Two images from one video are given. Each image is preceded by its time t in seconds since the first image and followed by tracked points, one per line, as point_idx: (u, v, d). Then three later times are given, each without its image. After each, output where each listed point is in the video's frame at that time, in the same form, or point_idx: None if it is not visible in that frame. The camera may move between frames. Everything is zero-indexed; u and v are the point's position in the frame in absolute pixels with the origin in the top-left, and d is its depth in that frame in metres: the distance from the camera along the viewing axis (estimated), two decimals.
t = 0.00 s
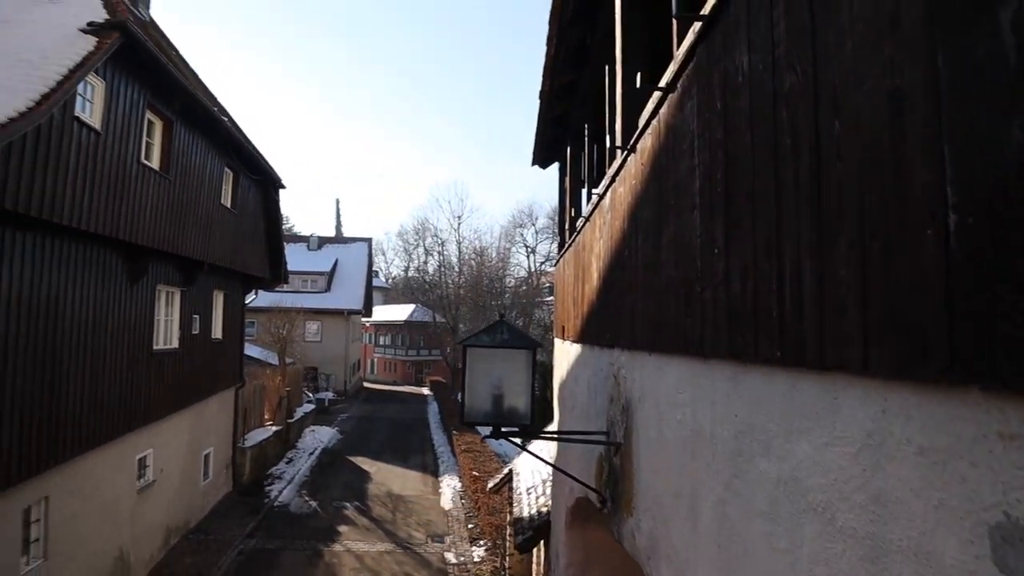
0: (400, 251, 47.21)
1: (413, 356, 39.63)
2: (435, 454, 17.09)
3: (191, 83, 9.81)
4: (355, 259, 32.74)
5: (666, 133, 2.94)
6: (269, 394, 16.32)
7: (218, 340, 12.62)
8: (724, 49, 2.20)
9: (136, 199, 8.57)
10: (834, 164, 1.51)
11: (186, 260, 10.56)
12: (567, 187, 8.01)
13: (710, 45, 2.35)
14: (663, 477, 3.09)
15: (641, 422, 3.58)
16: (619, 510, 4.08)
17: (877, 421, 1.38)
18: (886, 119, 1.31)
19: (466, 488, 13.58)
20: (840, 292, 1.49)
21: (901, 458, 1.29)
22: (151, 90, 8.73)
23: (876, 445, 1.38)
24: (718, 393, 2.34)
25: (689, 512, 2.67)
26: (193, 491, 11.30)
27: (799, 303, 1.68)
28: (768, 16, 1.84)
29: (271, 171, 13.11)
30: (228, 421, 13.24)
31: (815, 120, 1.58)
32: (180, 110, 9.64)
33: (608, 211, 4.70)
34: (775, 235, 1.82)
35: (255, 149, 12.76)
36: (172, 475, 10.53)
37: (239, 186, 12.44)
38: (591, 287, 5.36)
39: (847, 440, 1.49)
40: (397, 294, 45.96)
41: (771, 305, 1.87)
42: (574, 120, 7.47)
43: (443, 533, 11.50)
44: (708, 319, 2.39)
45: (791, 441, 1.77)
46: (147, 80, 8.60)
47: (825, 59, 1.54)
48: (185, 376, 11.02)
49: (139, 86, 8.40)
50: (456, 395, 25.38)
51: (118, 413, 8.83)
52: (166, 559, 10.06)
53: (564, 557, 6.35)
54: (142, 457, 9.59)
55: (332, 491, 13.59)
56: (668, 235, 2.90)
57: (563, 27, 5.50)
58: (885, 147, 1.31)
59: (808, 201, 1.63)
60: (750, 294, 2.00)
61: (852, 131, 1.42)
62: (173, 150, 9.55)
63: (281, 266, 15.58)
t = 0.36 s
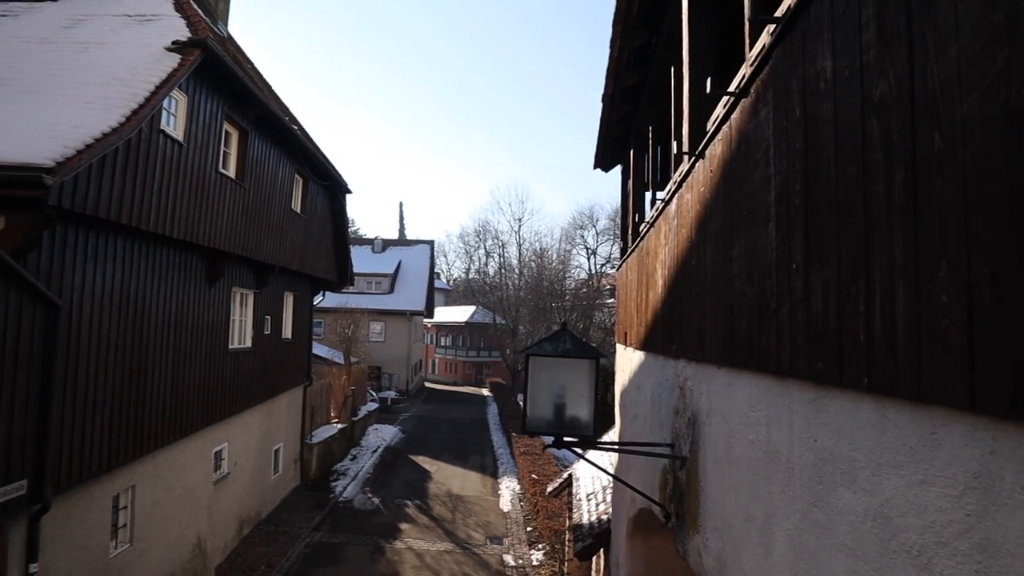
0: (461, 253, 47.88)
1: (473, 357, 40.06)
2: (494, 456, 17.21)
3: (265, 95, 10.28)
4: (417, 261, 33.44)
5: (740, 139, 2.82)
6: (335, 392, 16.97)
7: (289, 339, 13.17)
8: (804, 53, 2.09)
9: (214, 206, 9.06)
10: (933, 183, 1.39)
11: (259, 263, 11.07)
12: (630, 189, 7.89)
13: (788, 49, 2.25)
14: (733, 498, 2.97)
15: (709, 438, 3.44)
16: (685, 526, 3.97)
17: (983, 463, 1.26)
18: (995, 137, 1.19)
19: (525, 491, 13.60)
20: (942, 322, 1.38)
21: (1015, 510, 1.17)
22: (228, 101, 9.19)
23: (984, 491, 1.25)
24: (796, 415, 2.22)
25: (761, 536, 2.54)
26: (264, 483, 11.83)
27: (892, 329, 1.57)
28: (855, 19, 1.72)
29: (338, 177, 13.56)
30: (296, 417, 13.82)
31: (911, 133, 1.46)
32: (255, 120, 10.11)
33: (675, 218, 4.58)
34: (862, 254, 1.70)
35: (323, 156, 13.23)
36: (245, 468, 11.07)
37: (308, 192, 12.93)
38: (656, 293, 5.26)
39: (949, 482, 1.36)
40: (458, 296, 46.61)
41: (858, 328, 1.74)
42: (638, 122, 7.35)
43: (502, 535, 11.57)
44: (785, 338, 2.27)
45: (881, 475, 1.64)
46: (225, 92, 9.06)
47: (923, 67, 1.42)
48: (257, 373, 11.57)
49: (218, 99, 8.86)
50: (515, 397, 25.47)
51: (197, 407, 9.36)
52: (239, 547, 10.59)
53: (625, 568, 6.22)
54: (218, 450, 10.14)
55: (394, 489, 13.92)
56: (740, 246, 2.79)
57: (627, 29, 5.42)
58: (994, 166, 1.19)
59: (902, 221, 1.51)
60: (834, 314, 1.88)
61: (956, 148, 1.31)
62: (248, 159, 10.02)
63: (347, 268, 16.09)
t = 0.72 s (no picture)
0: (496, 254, 48.05)
1: (509, 358, 40.17)
2: (531, 457, 17.20)
3: (305, 101, 10.50)
4: (453, 262, 33.71)
5: (787, 139, 2.76)
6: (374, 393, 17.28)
7: (329, 341, 13.44)
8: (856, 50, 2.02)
9: (257, 211, 9.30)
10: (1001, 184, 1.33)
11: (301, 266, 11.32)
12: (669, 190, 7.78)
13: (838, 46, 2.18)
14: (780, 506, 2.89)
15: (754, 444, 3.37)
16: (729, 533, 3.89)
17: None
18: None
19: (563, 493, 13.55)
20: (1011, 329, 1.31)
21: None
22: (270, 109, 9.43)
23: None
24: (849, 423, 2.14)
25: (811, 547, 2.47)
26: (305, 482, 12.10)
27: (955, 336, 1.50)
28: (912, 13, 1.65)
29: (376, 181, 13.77)
30: (337, 417, 14.10)
31: (976, 132, 1.39)
32: (296, 127, 10.35)
33: (716, 219, 4.50)
34: (922, 257, 1.63)
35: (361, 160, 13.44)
36: (288, 466, 11.35)
37: (347, 196, 13.16)
38: (697, 295, 5.17)
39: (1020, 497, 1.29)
40: (493, 297, 46.80)
41: (918, 334, 1.67)
42: (677, 121, 7.24)
43: (540, 537, 11.56)
44: (836, 343, 2.20)
45: (943, 489, 1.57)
46: (267, 101, 9.29)
47: (989, 63, 1.35)
48: (299, 374, 11.84)
49: (260, 107, 9.10)
50: (551, 399, 25.42)
51: (242, 407, 9.63)
52: (282, 544, 10.85)
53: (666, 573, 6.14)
54: (262, 448, 10.42)
55: (432, 489, 14.06)
56: (787, 248, 2.72)
57: (666, 28, 5.35)
58: None
59: (965, 223, 1.44)
60: (890, 320, 1.81)
61: None
62: (289, 165, 10.26)
63: (385, 271, 16.32)
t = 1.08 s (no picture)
0: (546, 256, 48.01)
1: (560, 359, 40.04)
2: (583, 460, 17.07)
3: (359, 108, 10.77)
4: (503, 264, 33.87)
5: (852, 134, 2.63)
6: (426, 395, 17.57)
7: (383, 342, 13.74)
8: (930, 39, 1.90)
9: (314, 216, 9.60)
10: None
11: (355, 269, 11.61)
12: (724, 188, 7.57)
13: (910, 36, 2.06)
14: (848, 518, 2.76)
15: (819, 452, 3.23)
16: (792, 544, 3.74)
17: None
18: None
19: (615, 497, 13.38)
20: None
21: None
22: (326, 117, 9.72)
23: None
24: (924, 433, 2.02)
25: (884, 563, 2.34)
26: (361, 480, 12.40)
27: None
28: None
29: (427, 185, 13.98)
30: (391, 417, 14.39)
31: None
32: (350, 134, 10.63)
33: (775, 219, 4.34)
34: (1007, 258, 1.52)
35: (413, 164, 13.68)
36: (344, 464, 11.66)
37: (399, 200, 13.42)
38: (756, 297, 5.01)
39: None
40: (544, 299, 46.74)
41: (1003, 338, 1.55)
42: (732, 118, 7.03)
43: (592, 540, 11.45)
44: (909, 348, 2.08)
45: None
46: (323, 109, 9.58)
47: None
48: (355, 375, 12.15)
49: (316, 115, 9.39)
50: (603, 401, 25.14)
51: (301, 406, 9.96)
52: (339, 539, 11.15)
53: None
54: (320, 447, 10.75)
55: (484, 489, 14.14)
56: (853, 249, 2.60)
57: (719, 23, 5.20)
58: None
59: None
60: (972, 326, 1.70)
61: None
62: (344, 171, 10.54)
63: (437, 273, 16.54)
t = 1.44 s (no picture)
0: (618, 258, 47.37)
1: (633, 363, 39.35)
2: (657, 466, 16.70)
3: (434, 116, 11.02)
4: (575, 266, 33.72)
5: (960, 127, 2.43)
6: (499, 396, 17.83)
7: (457, 344, 13.99)
8: None
9: (391, 222, 9.91)
10: None
11: (431, 273, 11.89)
12: (810, 185, 7.19)
13: None
14: (958, 543, 2.53)
15: (922, 468, 3.00)
16: (891, 565, 3.50)
17: None
18: None
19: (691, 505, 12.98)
20: None
21: None
22: (402, 125, 10.01)
23: None
24: None
25: None
26: (436, 479, 12.67)
27: None
28: None
29: (499, 189, 14.11)
30: (465, 418, 14.65)
31: None
32: (425, 141, 10.90)
33: (869, 218, 4.07)
34: None
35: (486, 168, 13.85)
36: (420, 463, 11.97)
37: (472, 204, 13.63)
38: (847, 301, 4.73)
39: None
40: (616, 302, 46.15)
41: None
42: (819, 112, 6.67)
43: (668, 549, 11.15)
44: None
45: None
46: (399, 117, 9.87)
47: None
48: (430, 376, 12.43)
49: (393, 124, 9.69)
50: (678, 406, 24.49)
51: (380, 406, 10.30)
52: (416, 536, 11.47)
53: None
54: (397, 445, 11.08)
55: (556, 492, 14.13)
56: (962, 251, 2.40)
57: (804, 14, 4.95)
58: None
59: None
60: None
61: None
62: (419, 176, 10.82)
63: (509, 276, 16.67)
